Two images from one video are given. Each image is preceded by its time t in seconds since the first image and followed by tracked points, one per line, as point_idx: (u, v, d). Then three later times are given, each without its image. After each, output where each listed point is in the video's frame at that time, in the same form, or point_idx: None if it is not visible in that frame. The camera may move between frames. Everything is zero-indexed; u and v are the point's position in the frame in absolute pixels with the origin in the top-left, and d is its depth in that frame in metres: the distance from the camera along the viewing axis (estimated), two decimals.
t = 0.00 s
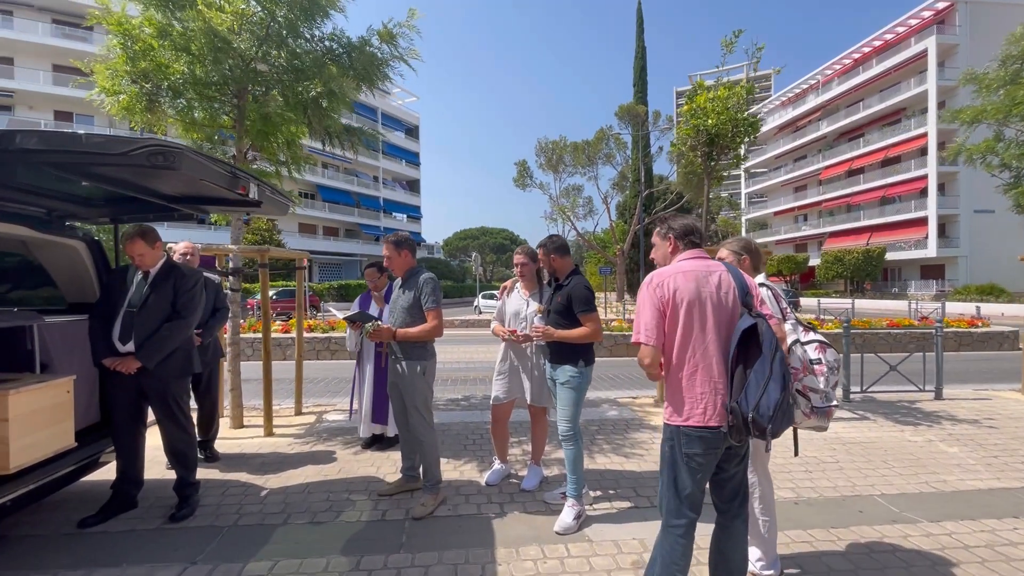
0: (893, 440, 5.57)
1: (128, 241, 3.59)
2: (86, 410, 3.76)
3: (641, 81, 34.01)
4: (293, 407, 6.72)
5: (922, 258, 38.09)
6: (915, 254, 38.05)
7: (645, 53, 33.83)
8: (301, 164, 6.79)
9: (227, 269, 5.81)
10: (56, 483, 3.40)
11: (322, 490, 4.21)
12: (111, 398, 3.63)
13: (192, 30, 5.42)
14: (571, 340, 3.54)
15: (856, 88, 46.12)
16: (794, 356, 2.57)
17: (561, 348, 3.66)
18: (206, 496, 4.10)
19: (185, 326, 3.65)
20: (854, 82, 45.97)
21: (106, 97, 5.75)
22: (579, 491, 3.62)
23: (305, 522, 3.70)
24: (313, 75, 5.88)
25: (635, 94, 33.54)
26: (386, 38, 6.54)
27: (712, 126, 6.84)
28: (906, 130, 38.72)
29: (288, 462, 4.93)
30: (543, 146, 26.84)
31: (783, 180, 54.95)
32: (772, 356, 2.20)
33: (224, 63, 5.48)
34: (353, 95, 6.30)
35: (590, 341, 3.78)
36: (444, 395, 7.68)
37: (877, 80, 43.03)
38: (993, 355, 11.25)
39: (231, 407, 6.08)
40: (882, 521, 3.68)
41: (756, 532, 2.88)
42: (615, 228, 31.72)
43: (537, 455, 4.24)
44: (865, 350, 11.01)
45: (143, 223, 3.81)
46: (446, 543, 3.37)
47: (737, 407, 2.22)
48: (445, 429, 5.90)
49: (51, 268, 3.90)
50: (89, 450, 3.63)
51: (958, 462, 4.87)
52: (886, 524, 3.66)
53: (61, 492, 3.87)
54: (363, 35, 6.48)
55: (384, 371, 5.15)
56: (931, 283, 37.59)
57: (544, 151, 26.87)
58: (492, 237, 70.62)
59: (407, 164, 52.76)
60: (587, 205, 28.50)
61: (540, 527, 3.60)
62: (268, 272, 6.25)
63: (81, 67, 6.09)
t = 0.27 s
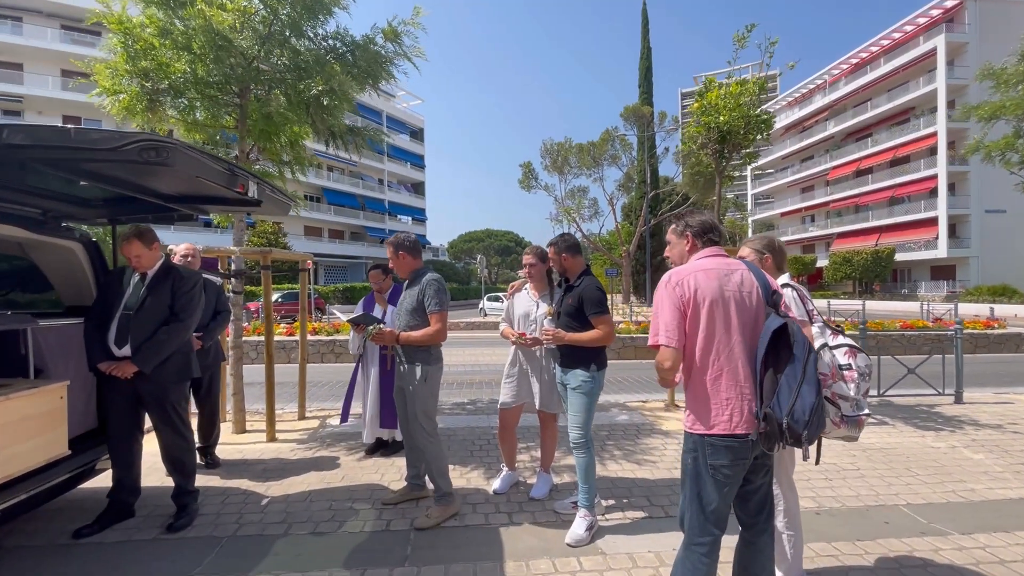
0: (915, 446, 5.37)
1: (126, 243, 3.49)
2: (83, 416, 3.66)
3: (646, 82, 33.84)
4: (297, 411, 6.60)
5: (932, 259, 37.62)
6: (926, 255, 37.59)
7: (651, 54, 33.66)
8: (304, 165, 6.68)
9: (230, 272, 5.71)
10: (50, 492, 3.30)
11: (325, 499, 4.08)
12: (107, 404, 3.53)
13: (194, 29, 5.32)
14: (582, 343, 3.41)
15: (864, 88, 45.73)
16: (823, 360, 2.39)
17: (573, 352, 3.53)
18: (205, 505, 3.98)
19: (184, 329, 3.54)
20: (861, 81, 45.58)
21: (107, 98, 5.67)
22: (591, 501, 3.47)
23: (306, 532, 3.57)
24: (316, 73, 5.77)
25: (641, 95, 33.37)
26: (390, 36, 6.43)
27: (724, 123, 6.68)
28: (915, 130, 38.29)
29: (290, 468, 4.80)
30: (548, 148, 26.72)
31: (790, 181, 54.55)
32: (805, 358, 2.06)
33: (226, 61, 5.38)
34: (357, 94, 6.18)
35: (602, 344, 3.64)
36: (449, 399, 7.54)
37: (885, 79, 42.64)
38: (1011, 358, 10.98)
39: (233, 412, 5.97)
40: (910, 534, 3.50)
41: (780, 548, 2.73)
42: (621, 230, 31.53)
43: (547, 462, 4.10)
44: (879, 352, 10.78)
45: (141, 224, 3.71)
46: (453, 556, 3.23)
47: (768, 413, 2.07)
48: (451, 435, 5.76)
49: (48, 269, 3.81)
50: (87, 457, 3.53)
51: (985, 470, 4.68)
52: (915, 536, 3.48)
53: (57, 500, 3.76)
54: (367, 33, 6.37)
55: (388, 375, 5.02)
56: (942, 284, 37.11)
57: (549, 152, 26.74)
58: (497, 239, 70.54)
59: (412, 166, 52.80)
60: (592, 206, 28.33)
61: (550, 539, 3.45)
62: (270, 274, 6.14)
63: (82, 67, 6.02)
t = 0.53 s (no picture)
0: (937, 453, 5.19)
1: (120, 244, 3.35)
2: (76, 425, 3.54)
3: (650, 82, 33.72)
4: (299, 417, 6.46)
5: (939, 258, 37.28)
6: (933, 254, 37.25)
7: (654, 55, 33.53)
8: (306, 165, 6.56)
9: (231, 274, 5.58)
10: (41, 504, 3.17)
11: (326, 509, 3.93)
12: (100, 412, 3.40)
13: (191, 27, 5.18)
14: (595, 347, 3.27)
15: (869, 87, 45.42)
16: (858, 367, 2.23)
17: (584, 356, 3.39)
18: (202, 517, 3.83)
19: (180, 334, 3.40)
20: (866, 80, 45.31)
21: (105, 98, 5.57)
22: (604, 513, 3.31)
23: (307, 546, 3.41)
24: (316, 71, 5.63)
25: (644, 96, 33.26)
26: (393, 33, 6.30)
27: (735, 120, 6.53)
28: (921, 129, 37.98)
29: (291, 476, 4.66)
30: (551, 149, 26.61)
31: (794, 181, 54.26)
32: (841, 365, 1.90)
33: (226, 59, 5.25)
34: (359, 92, 6.05)
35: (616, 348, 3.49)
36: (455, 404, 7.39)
37: (891, 78, 42.34)
38: None
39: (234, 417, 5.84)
40: (941, 548, 3.32)
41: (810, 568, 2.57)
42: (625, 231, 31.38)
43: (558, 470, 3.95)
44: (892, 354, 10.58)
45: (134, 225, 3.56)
46: (460, 572, 3.07)
47: (802, 425, 1.91)
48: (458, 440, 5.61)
49: (40, 272, 3.68)
50: (77, 469, 3.38)
51: (1014, 478, 4.49)
52: (946, 550, 3.30)
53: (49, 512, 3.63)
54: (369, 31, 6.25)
55: (392, 380, 4.87)
56: (949, 284, 36.76)
57: (553, 153, 26.62)
58: (501, 241, 70.45)
59: (415, 168, 52.77)
60: (596, 207, 28.19)
61: (563, 555, 3.29)
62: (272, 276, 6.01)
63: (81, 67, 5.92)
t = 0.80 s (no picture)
0: (953, 458, 5.05)
1: (110, 246, 3.24)
2: (67, 432, 3.43)
3: (652, 82, 33.58)
4: (299, 421, 6.35)
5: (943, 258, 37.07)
6: (937, 254, 37.04)
7: (656, 54, 33.40)
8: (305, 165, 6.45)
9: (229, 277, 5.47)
10: (28, 515, 3.06)
11: (325, 519, 3.81)
12: (90, 420, 3.28)
13: (187, 24, 5.06)
14: (604, 352, 3.16)
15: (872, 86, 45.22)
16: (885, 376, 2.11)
17: (593, 362, 3.28)
18: (196, 527, 3.71)
19: (173, 339, 3.28)
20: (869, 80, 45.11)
21: (100, 96, 5.46)
22: (613, 525, 3.20)
23: (304, 558, 3.29)
24: (315, 69, 5.52)
25: (647, 95, 33.13)
26: (394, 31, 6.19)
27: (742, 118, 6.40)
28: (924, 128, 37.77)
29: (289, 483, 4.53)
30: (553, 149, 26.48)
31: (796, 180, 54.06)
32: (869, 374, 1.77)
33: (223, 56, 5.14)
34: (359, 91, 5.93)
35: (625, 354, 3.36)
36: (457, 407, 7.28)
37: (894, 77, 42.14)
38: None
39: (232, 421, 5.73)
40: (963, 560, 3.20)
41: None
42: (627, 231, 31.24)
43: (564, 479, 3.82)
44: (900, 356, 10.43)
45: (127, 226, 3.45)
46: None
47: (828, 438, 1.78)
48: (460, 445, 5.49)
49: (31, 274, 3.58)
50: (67, 478, 3.26)
51: None
52: (970, 563, 3.16)
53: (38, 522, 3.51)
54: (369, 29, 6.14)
55: (393, 384, 4.75)
56: (954, 284, 36.54)
57: (554, 154, 26.50)
58: (502, 242, 70.35)
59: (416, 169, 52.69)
60: (598, 207, 28.07)
61: (570, 568, 3.17)
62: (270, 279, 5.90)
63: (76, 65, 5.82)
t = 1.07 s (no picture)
0: (962, 460, 4.95)
1: (97, 244, 3.14)
2: (55, 435, 3.33)
3: (652, 80, 33.45)
4: (296, 422, 6.25)
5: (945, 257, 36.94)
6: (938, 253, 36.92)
7: (656, 52, 33.26)
8: (301, 162, 6.34)
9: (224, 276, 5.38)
10: (14, 522, 2.96)
11: (321, 524, 3.70)
12: (76, 423, 3.18)
13: (179, 17, 4.95)
14: (610, 353, 3.06)
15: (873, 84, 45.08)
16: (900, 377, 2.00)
17: (598, 362, 3.18)
18: (189, 533, 3.61)
19: (164, 339, 3.18)
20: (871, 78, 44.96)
21: (92, 92, 5.36)
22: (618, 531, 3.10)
23: (299, 566, 3.19)
24: (311, 64, 5.42)
25: (647, 94, 33.01)
26: (392, 25, 6.09)
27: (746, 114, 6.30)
28: (926, 126, 37.63)
29: (285, 487, 4.43)
30: (553, 147, 26.35)
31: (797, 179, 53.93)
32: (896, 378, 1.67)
33: (217, 50, 5.03)
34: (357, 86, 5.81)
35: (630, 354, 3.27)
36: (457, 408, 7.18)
37: (895, 75, 42.00)
38: None
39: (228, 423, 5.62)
40: (979, 567, 3.10)
41: None
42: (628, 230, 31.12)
43: (567, 483, 3.72)
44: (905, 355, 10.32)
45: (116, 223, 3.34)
46: None
47: (850, 446, 1.68)
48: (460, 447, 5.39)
49: (19, 273, 3.49)
50: (55, 483, 3.17)
51: None
52: (986, 570, 3.06)
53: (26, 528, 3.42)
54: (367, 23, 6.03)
55: (391, 385, 4.65)
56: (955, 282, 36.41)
57: (554, 153, 26.39)
58: (502, 241, 70.24)
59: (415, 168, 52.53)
60: (598, 206, 27.95)
61: None
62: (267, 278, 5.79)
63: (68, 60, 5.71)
